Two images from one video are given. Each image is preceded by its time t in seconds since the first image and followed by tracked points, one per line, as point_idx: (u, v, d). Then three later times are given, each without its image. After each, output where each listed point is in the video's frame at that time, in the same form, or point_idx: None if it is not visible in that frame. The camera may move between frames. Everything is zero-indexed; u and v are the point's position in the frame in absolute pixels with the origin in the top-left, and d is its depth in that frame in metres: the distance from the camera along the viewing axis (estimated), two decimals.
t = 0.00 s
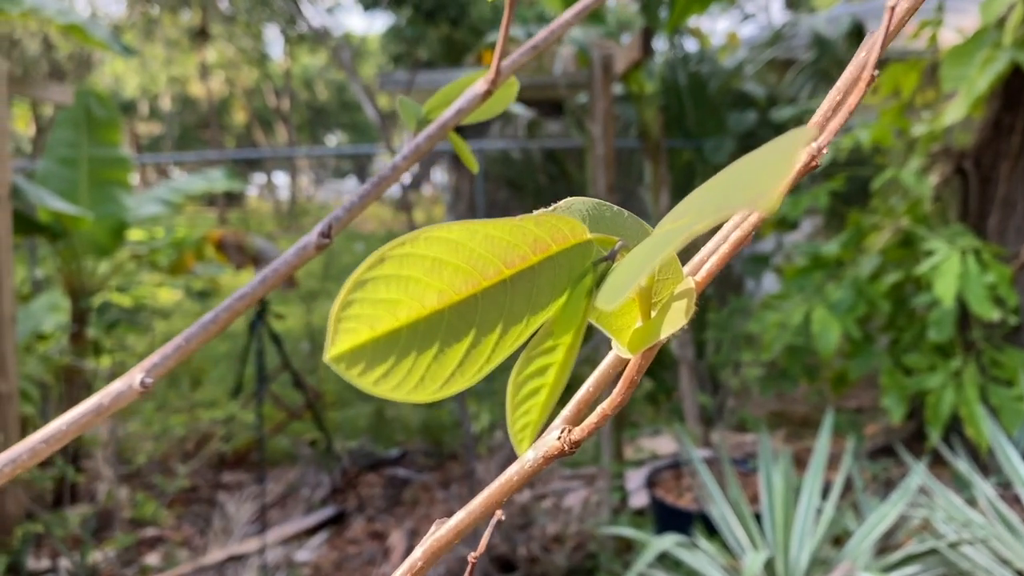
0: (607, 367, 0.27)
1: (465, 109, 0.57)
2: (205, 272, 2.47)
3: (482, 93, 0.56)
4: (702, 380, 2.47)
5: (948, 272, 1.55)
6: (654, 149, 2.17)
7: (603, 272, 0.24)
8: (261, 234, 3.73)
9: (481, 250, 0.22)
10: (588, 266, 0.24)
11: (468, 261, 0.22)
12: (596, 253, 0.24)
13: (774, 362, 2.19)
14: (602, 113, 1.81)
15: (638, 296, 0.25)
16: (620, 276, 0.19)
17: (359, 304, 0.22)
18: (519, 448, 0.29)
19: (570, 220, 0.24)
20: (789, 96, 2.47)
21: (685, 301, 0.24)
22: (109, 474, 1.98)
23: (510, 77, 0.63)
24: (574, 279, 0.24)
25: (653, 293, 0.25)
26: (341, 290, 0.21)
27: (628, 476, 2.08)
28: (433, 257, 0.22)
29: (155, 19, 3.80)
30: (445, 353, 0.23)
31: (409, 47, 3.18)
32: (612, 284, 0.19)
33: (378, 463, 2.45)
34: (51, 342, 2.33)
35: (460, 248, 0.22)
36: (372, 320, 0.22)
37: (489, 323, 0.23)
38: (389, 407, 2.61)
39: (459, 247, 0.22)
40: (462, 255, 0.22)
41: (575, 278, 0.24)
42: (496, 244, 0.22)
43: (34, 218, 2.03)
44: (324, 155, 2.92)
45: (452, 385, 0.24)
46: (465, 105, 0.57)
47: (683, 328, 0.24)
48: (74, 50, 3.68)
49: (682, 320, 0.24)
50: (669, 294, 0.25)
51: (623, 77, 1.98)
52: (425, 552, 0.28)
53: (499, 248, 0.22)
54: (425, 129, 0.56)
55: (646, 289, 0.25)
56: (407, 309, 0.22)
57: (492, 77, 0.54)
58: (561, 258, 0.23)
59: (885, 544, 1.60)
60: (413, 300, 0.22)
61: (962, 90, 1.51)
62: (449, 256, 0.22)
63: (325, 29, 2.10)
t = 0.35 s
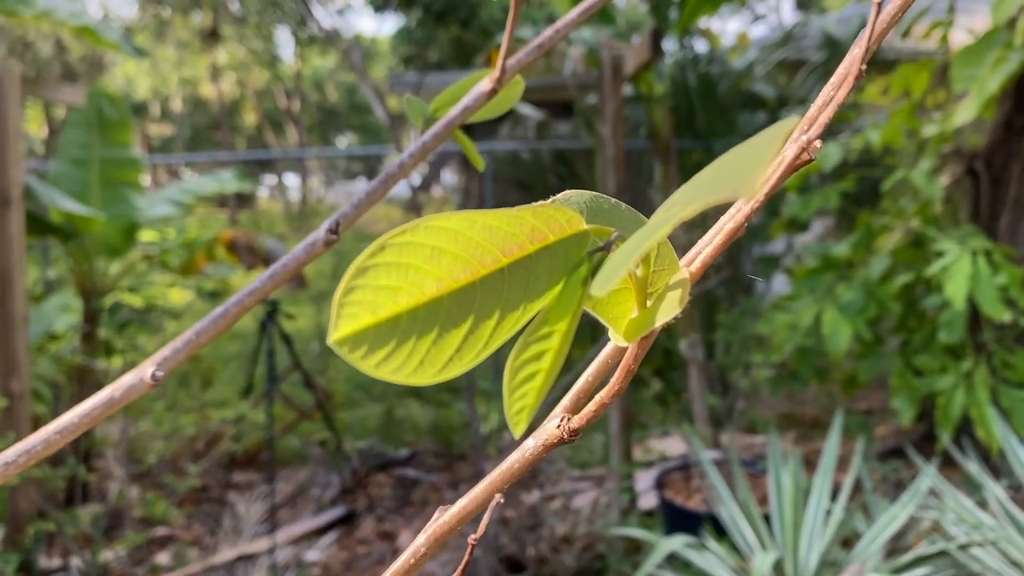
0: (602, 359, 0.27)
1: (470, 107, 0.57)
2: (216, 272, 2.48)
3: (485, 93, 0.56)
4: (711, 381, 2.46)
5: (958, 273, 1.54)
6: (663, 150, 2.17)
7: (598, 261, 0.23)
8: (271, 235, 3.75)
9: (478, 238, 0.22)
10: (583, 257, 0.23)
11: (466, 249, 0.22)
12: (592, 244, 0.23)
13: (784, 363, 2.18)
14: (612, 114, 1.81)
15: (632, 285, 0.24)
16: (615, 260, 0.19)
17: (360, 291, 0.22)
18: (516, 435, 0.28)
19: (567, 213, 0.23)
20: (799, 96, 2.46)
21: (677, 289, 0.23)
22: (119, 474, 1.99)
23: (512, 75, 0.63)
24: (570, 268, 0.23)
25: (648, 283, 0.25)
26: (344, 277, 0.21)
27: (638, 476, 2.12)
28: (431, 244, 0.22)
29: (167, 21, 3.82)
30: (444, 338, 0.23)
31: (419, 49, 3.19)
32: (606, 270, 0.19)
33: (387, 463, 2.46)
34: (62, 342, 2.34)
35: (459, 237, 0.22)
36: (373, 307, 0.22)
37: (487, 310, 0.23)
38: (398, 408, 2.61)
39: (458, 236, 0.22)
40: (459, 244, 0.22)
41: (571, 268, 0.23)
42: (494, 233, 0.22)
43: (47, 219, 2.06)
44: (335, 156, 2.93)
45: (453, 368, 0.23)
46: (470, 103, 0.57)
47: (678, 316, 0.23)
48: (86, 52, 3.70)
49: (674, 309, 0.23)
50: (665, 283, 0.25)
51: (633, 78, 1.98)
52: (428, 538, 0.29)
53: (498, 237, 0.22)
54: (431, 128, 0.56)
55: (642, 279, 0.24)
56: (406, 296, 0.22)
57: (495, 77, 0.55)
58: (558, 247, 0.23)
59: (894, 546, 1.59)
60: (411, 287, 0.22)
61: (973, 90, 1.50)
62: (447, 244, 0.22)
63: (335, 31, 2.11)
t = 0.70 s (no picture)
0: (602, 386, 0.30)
1: (480, 130, 0.57)
2: (227, 274, 2.49)
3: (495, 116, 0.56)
4: (721, 384, 2.46)
5: (968, 277, 1.54)
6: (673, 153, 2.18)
7: (598, 299, 0.25)
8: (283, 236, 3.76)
9: (487, 281, 0.23)
10: (583, 295, 0.25)
11: (474, 292, 0.23)
12: (592, 282, 0.25)
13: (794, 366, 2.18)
14: (622, 117, 1.81)
15: (631, 320, 0.27)
16: (611, 307, 0.21)
17: (377, 333, 0.23)
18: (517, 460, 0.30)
19: (569, 251, 0.25)
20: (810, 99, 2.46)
21: (673, 324, 0.26)
22: (131, 475, 2.00)
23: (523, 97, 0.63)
24: (570, 307, 0.25)
25: (645, 317, 0.27)
26: (361, 321, 0.23)
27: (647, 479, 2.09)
28: (442, 288, 0.23)
29: (178, 24, 3.84)
30: (454, 373, 0.24)
31: (429, 51, 3.19)
32: (604, 313, 0.21)
33: (397, 465, 2.47)
34: (75, 344, 2.36)
35: (468, 281, 0.23)
36: (388, 347, 0.23)
37: (493, 347, 0.24)
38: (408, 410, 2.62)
39: (466, 278, 0.23)
40: (468, 287, 0.23)
41: (571, 305, 0.25)
42: (500, 276, 0.24)
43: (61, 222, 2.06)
44: (345, 159, 2.94)
45: (463, 402, 0.25)
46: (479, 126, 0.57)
47: (673, 349, 0.25)
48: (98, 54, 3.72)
49: (670, 341, 0.25)
50: (661, 317, 0.27)
51: (643, 81, 1.98)
52: (437, 553, 0.30)
53: (504, 279, 0.24)
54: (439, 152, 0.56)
55: (639, 313, 0.26)
56: (418, 336, 0.23)
57: (505, 101, 0.55)
58: (560, 286, 0.25)
59: (904, 550, 1.59)
60: (423, 327, 0.23)
61: (983, 94, 1.50)
62: (457, 287, 0.23)
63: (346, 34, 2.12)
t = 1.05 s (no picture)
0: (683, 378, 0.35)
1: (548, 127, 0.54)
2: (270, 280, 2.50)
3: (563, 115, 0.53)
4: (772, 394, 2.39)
5: None
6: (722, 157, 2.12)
7: (660, 287, 0.31)
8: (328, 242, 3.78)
9: (524, 270, 0.28)
10: (645, 282, 0.30)
11: (516, 277, 0.28)
12: (656, 271, 0.31)
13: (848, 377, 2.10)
14: (669, 120, 1.76)
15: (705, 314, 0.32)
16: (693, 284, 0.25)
17: (408, 322, 0.28)
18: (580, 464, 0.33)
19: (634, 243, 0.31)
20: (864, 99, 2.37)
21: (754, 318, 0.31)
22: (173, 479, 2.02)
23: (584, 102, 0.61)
24: (628, 295, 0.30)
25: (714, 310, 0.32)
26: (389, 311, 0.28)
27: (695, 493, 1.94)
28: (483, 274, 0.28)
29: (224, 32, 3.88)
30: (491, 370, 0.30)
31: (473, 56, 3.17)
32: (674, 306, 0.26)
33: (439, 473, 2.45)
34: (122, 348, 2.39)
35: (508, 267, 0.28)
36: (412, 343, 0.29)
37: (537, 339, 0.30)
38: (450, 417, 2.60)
39: (498, 275, 0.28)
40: (510, 272, 0.28)
41: (632, 296, 0.30)
42: (547, 262, 0.28)
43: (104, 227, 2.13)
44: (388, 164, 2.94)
45: (497, 409, 0.31)
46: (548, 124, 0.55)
47: (752, 343, 0.31)
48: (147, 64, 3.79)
49: (748, 340, 0.31)
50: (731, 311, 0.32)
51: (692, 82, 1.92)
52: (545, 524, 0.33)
53: (551, 265, 0.28)
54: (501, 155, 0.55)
55: (712, 307, 0.32)
56: (451, 323, 0.29)
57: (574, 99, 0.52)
58: (609, 274, 0.30)
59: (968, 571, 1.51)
60: (457, 319, 0.29)
61: None
62: (497, 273, 0.28)
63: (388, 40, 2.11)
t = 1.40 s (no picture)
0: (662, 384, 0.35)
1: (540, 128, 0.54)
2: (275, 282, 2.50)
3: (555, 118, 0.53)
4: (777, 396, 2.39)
5: None
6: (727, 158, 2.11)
7: (643, 297, 0.30)
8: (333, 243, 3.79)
9: (514, 279, 0.28)
10: (628, 291, 0.30)
11: (505, 287, 0.28)
12: (638, 280, 0.31)
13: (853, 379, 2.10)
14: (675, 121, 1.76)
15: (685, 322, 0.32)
16: (665, 299, 0.26)
17: (399, 330, 0.27)
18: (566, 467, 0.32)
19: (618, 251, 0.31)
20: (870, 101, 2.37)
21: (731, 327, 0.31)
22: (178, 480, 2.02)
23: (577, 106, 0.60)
24: (612, 303, 0.30)
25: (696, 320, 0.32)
26: (383, 320, 0.27)
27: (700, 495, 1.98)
28: (472, 284, 0.27)
29: (230, 34, 3.89)
30: (481, 376, 0.29)
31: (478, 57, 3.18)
32: (649, 315, 0.26)
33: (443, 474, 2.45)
34: (128, 348, 2.40)
35: (497, 278, 0.28)
36: (405, 349, 0.28)
37: (524, 348, 0.29)
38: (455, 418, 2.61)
39: (486, 284, 0.27)
40: (498, 282, 0.28)
41: (615, 305, 0.30)
42: (534, 274, 0.28)
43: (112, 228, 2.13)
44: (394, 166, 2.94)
45: (485, 413, 0.30)
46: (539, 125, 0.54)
47: (731, 350, 0.31)
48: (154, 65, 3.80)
49: (726, 346, 0.31)
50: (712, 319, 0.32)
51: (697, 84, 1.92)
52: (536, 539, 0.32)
53: (538, 276, 0.28)
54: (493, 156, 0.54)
55: (693, 314, 0.32)
56: (442, 332, 0.28)
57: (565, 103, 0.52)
58: (594, 284, 0.30)
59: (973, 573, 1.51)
60: (449, 327, 0.28)
61: None
62: (486, 283, 0.27)
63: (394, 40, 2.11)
